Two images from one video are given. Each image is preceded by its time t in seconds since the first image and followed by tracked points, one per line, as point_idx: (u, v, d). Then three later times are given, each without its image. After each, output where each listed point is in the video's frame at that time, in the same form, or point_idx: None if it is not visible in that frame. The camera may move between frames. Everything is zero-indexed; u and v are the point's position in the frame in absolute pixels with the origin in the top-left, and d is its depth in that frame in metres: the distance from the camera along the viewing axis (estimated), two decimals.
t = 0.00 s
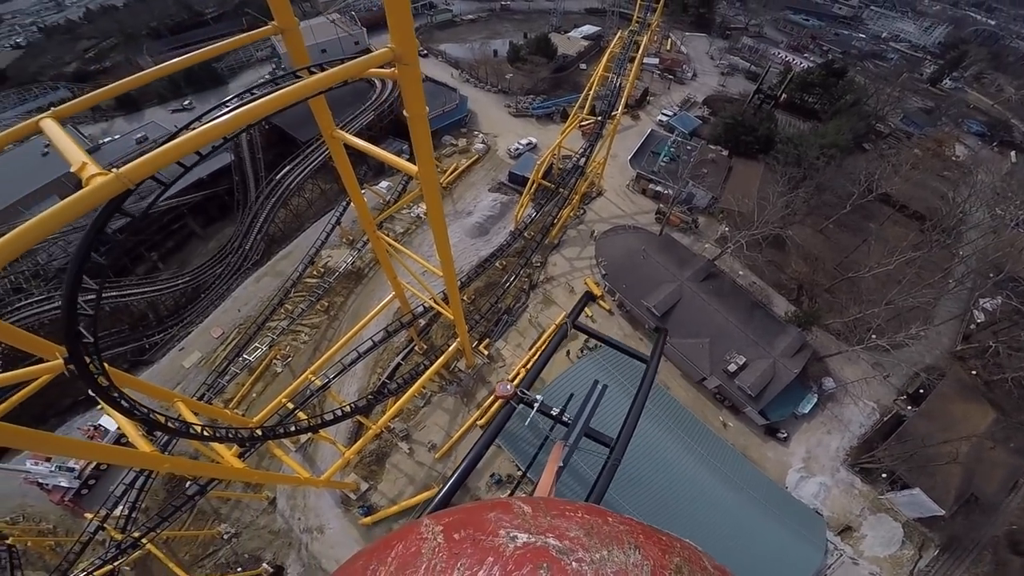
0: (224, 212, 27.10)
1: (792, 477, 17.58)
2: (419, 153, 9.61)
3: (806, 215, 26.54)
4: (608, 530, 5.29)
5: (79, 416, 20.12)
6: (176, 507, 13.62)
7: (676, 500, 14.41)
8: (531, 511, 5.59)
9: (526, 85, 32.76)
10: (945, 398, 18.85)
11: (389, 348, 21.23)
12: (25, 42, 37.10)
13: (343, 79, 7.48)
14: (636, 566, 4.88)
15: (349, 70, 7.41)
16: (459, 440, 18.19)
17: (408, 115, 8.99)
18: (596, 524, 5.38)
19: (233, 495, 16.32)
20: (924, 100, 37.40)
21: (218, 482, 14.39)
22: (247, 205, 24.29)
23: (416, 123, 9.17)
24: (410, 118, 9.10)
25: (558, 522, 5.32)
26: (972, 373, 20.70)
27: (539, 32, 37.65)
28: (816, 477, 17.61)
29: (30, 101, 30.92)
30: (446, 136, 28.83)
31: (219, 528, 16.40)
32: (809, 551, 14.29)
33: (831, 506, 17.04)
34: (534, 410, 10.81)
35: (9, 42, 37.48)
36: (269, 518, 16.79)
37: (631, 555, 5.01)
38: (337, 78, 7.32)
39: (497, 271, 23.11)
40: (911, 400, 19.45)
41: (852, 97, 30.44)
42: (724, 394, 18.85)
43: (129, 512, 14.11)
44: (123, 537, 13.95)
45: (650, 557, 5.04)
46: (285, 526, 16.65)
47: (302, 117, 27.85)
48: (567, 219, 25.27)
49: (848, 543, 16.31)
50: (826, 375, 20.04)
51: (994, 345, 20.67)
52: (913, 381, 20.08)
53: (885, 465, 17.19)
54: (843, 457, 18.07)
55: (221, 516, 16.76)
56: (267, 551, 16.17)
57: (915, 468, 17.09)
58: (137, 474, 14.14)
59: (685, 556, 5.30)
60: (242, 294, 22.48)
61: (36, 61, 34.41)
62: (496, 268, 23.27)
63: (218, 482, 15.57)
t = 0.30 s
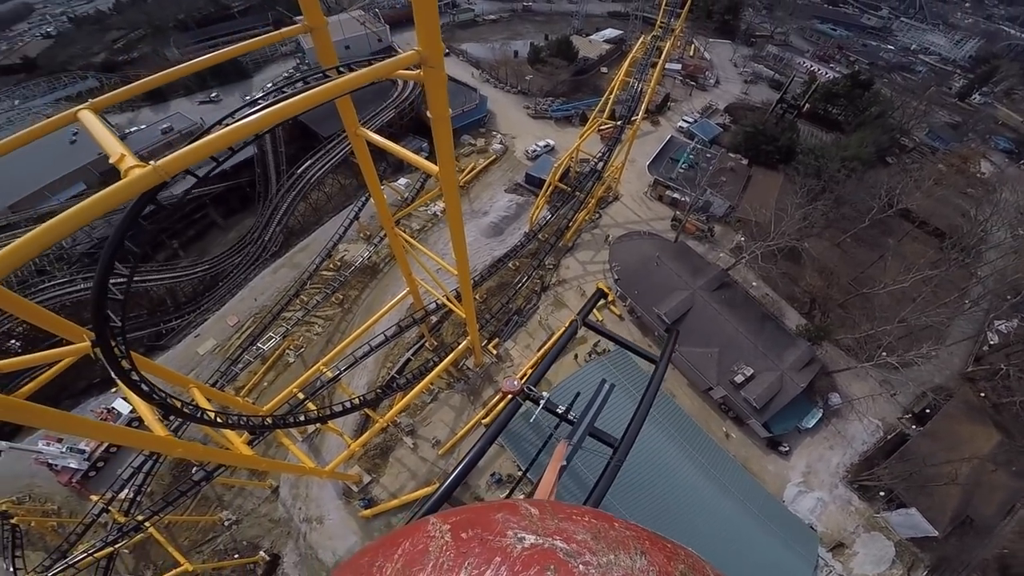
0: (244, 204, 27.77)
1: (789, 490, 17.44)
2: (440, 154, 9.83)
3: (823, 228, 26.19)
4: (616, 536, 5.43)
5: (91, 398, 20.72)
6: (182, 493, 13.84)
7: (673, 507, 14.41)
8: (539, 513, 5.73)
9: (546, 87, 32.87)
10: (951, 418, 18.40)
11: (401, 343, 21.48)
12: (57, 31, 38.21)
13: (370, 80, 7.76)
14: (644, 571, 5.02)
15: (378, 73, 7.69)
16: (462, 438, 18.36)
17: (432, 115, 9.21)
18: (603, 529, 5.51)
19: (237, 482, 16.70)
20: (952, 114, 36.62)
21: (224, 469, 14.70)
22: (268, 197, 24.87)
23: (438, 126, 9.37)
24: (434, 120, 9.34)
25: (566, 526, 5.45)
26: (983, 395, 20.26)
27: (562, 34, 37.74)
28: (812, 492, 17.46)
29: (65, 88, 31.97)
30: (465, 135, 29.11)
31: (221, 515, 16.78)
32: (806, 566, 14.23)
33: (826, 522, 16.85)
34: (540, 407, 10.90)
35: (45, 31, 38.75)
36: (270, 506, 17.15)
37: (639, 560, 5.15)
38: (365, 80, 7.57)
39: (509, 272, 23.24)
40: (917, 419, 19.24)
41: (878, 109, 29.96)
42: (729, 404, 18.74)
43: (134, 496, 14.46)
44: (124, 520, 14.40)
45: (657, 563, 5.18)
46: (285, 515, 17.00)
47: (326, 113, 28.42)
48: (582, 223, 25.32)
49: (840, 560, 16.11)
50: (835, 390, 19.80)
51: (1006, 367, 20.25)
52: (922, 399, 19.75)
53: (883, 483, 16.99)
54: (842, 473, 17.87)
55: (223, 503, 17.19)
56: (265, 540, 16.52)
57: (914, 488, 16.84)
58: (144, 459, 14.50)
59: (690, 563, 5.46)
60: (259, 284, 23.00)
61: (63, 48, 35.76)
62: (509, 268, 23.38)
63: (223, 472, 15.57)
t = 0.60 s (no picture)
0: (265, 195, 28.40)
1: (792, 502, 17.30)
2: (462, 155, 10.06)
3: (841, 242, 25.85)
4: (623, 539, 5.61)
5: (107, 380, 21.32)
6: (190, 477, 13.94)
7: (674, 513, 14.37)
8: (545, 515, 5.88)
9: (568, 90, 32.98)
10: (960, 436, 18.30)
11: (412, 339, 21.74)
12: (94, 19, 39.30)
13: (399, 81, 8.04)
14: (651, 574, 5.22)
15: (407, 74, 7.94)
16: (468, 436, 18.54)
17: (455, 117, 9.44)
18: (609, 531, 5.68)
19: (243, 470, 17.15)
20: (982, 130, 35.87)
21: (232, 456, 14.78)
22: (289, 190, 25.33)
23: (462, 128, 9.60)
24: (458, 122, 9.56)
25: (574, 528, 5.61)
26: (994, 417, 19.91)
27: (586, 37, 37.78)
28: (815, 504, 17.30)
29: (98, 75, 32.92)
30: (484, 135, 29.36)
31: (225, 502, 17.23)
32: None
33: (827, 535, 16.70)
34: (547, 409, 11.01)
35: (83, 18, 39.86)
36: (275, 495, 17.52)
37: (646, 563, 5.34)
38: (392, 81, 7.83)
39: (522, 273, 23.38)
40: (925, 437, 18.96)
41: (904, 123, 29.50)
42: (736, 414, 18.63)
43: (141, 480, 14.90)
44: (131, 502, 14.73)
45: (662, 566, 5.37)
46: (289, 504, 17.33)
47: (349, 109, 28.93)
48: (598, 227, 25.38)
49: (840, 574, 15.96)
50: (844, 405, 19.56)
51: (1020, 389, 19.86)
52: (931, 417, 19.47)
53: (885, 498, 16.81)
54: (847, 488, 17.70)
55: (229, 490, 17.63)
56: (267, 527, 16.88)
57: (917, 503, 16.83)
58: (154, 443, 15.07)
59: (695, 567, 5.67)
60: (277, 273, 23.52)
61: (99, 36, 36.87)
62: (522, 269, 23.53)
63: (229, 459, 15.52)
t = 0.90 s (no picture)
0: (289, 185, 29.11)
1: (790, 516, 17.22)
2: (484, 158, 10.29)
3: (860, 258, 25.45)
4: (631, 543, 5.80)
5: (125, 360, 22.03)
6: (198, 461, 14.37)
7: (676, 523, 14.29)
8: (554, 518, 6.07)
9: (591, 93, 33.04)
10: (965, 459, 18.55)
11: (424, 336, 22.03)
12: (133, 7, 40.45)
13: (427, 84, 8.27)
14: None
15: (435, 76, 8.16)
16: (474, 433, 18.75)
17: (479, 121, 9.66)
18: (617, 535, 5.88)
19: (251, 455, 17.66)
20: (1017, 148, 34.90)
21: (240, 442, 15.14)
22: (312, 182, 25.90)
23: (485, 132, 9.84)
24: (482, 126, 9.79)
25: (582, 531, 5.80)
26: (1003, 439, 19.39)
27: (612, 41, 37.76)
28: (813, 519, 17.20)
29: (134, 63, 33.98)
30: (505, 135, 29.59)
31: (229, 487, 17.68)
32: None
33: (822, 551, 16.60)
34: (548, 419, 11.23)
35: (122, 7, 41.17)
36: (278, 482, 17.94)
37: (655, 567, 5.53)
38: (420, 84, 8.05)
39: (536, 274, 23.51)
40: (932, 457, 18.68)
41: (935, 138, 28.91)
42: (742, 426, 18.52)
43: (150, 461, 15.38)
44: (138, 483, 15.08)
45: (670, 570, 5.55)
46: (292, 492, 17.71)
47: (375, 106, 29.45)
48: (615, 232, 25.41)
49: None
50: (852, 422, 19.28)
51: None
52: (939, 439, 19.13)
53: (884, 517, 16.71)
54: (847, 505, 17.52)
55: (235, 475, 18.12)
56: (269, 514, 17.28)
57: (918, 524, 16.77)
58: (165, 426, 15.70)
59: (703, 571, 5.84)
60: (299, 262, 24.03)
61: (137, 25, 38.14)
62: (536, 271, 23.65)
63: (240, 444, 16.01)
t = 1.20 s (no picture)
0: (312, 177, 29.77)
1: (786, 526, 17.24)
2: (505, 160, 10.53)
3: (881, 276, 25.08)
4: (650, 542, 6.11)
5: (145, 342, 22.84)
6: (207, 446, 14.64)
7: (673, 529, 14.31)
8: (575, 516, 6.31)
9: (615, 98, 33.09)
10: (967, 477, 18.10)
11: (436, 331, 22.39)
12: None
13: (456, 87, 8.53)
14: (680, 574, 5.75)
15: (463, 80, 8.41)
16: (479, 431, 19.07)
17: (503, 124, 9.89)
18: (636, 535, 6.17)
19: (258, 442, 18.16)
20: None
21: (250, 428, 15.54)
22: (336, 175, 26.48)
23: (507, 135, 10.06)
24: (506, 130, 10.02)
25: (602, 531, 6.05)
26: (1010, 459, 18.95)
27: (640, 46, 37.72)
28: (810, 531, 17.18)
29: (171, 52, 35.12)
30: (527, 137, 29.86)
31: (235, 472, 18.24)
32: None
33: (816, 563, 16.60)
34: (547, 430, 11.38)
35: None
36: (283, 469, 18.45)
37: (673, 566, 5.84)
38: (449, 88, 8.30)
39: (550, 276, 23.69)
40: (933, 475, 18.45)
41: (968, 156, 28.23)
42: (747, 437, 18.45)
43: (159, 444, 15.91)
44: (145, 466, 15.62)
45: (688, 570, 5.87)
46: (296, 480, 18.20)
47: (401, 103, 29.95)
48: (632, 239, 25.47)
49: None
50: (857, 438, 19.09)
51: None
52: (943, 458, 18.83)
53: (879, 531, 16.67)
54: (844, 518, 17.43)
55: (240, 461, 18.69)
56: (271, 501, 17.78)
57: (911, 538, 16.65)
58: (177, 410, 16.23)
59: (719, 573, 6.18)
60: (319, 253, 24.64)
61: (177, 15, 39.49)
62: (551, 273, 23.83)
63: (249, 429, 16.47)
